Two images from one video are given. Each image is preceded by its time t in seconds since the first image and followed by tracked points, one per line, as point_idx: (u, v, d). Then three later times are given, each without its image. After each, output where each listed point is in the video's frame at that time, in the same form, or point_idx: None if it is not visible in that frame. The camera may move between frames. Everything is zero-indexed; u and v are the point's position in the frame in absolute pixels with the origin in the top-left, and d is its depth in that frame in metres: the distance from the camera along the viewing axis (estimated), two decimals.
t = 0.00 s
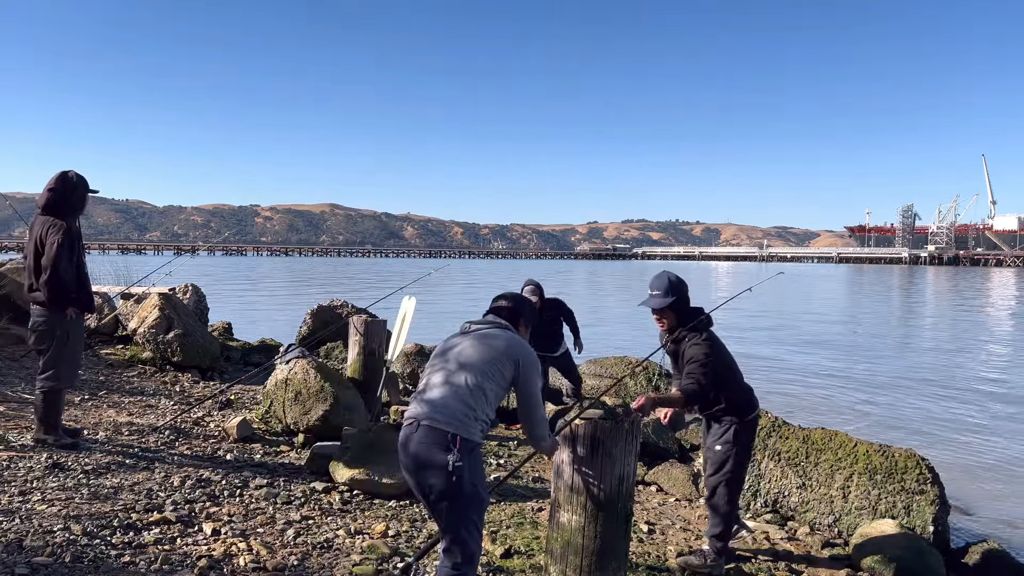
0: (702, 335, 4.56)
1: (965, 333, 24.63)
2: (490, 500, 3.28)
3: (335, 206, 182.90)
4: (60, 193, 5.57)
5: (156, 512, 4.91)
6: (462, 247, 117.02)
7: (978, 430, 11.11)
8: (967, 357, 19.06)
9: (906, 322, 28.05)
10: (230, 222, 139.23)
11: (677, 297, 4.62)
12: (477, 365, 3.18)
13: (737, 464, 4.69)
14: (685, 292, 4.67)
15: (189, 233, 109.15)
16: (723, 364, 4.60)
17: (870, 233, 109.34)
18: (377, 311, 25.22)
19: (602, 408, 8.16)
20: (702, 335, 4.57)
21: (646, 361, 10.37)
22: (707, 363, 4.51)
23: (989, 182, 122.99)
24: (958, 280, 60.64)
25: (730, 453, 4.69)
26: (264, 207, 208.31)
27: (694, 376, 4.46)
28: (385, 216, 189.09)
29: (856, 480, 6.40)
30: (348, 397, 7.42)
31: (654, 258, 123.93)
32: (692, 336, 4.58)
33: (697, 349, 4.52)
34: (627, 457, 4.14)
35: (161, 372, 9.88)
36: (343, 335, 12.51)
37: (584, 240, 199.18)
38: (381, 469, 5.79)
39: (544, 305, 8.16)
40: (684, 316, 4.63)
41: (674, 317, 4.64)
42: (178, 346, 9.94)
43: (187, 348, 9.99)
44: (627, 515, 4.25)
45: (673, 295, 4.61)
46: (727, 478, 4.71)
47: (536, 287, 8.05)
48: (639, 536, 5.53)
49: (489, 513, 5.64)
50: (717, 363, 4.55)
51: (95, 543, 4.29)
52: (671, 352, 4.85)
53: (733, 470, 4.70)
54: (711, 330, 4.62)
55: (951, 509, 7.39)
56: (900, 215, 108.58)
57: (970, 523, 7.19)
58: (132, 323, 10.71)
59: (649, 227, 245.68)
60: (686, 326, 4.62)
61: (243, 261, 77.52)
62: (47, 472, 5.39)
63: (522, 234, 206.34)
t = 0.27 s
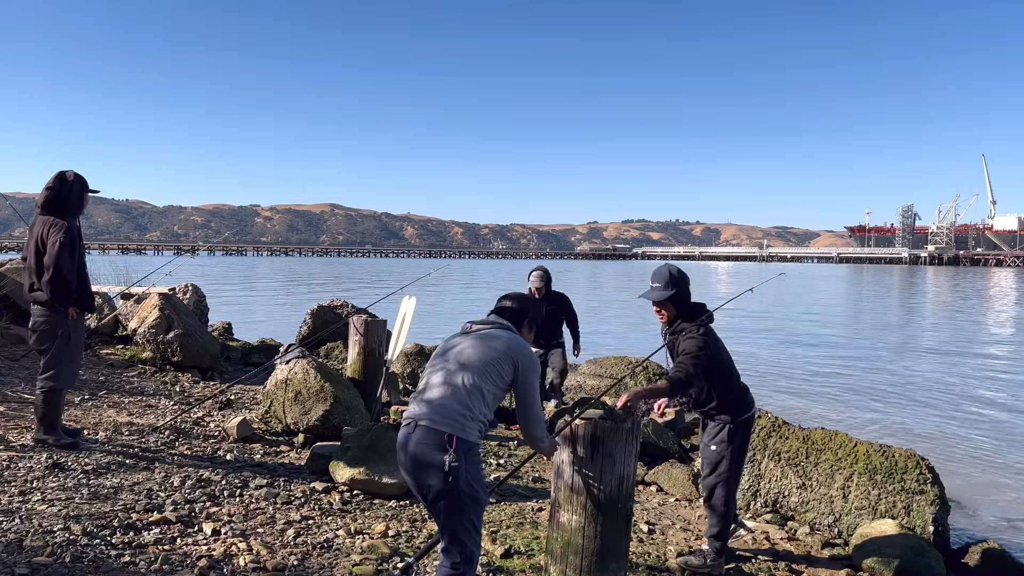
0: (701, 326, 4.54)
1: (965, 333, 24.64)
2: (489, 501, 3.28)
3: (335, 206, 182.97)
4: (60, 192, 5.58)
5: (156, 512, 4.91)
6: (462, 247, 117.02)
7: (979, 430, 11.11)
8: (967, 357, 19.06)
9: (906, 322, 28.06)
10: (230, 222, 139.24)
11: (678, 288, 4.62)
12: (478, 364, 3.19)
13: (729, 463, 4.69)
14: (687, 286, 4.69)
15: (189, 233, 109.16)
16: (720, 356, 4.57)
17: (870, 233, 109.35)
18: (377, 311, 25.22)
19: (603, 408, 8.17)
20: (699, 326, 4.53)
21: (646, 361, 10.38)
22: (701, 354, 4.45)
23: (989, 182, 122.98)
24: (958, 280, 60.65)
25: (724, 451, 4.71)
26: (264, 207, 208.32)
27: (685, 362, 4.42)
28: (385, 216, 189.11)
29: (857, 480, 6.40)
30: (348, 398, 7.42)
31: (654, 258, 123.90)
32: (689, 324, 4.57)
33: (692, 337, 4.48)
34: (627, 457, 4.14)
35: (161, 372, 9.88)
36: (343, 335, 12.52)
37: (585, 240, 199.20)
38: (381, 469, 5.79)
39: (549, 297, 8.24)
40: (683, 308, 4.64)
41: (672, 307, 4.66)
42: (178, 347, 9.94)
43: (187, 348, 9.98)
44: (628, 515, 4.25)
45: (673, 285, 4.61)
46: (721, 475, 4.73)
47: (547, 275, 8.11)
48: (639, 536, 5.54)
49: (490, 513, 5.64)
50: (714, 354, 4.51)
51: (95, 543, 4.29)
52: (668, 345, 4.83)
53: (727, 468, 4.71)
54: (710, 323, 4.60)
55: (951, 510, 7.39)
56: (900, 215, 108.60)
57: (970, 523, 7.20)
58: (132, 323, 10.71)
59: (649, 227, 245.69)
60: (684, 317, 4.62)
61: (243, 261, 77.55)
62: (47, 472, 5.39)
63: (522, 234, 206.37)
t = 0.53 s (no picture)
0: (696, 327, 4.52)
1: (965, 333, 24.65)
2: (488, 501, 3.28)
3: (335, 206, 182.94)
4: (60, 192, 5.57)
5: (156, 512, 4.91)
6: (462, 247, 117.02)
7: (979, 430, 11.12)
8: (966, 357, 19.07)
9: (906, 322, 28.07)
10: (230, 222, 139.22)
11: (675, 287, 4.60)
12: (476, 364, 3.18)
13: (727, 464, 4.69)
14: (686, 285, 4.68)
15: (189, 233, 109.15)
16: (712, 357, 4.54)
17: (870, 233, 109.33)
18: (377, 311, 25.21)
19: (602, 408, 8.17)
20: (693, 327, 4.51)
21: (646, 361, 10.37)
22: (691, 356, 4.44)
23: (988, 182, 123.01)
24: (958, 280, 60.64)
25: (721, 452, 4.71)
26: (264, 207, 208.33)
27: (675, 363, 4.42)
28: (385, 215, 189.10)
29: (857, 480, 6.40)
30: (348, 398, 7.41)
31: (654, 258, 123.92)
32: (683, 324, 4.56)
33: (685, 338, 4.48)
34: (627, 457, 4.14)
35: (161, 372, 9.88)
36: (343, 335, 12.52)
37: (585, 240, 199.19)
38: (381, 469, 5.79)
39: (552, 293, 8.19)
40: (680, 308, 4.63)
41: (669, 307, 4.65)
42: (178, 346, 9.94)
43: (187, 348, 9.98)
44: (628, 515, 4.25)
45: (669, 285, 4.61)
46: (718, 476, 4.73)
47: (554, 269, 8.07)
48: (639, 536, 5.53)
49: (489, 513, 5.64)
50: (705, 355, 4.49)
51: (95, 543, 4.29)
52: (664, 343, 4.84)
53: (725, 468, 4.71)
54: (707, 324, 4.57)
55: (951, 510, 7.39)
56: (900, 215, 108.60)
57: (970, 523, 7.20)
58: (132, 323, 10.71)
59: (649, 227, 245.68)
60: (680, 317, 4.62)
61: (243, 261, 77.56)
62: (47, 472, 5.39)
63: (522, 234, 206.36)
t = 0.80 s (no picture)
0: (693, 326, 4.53)
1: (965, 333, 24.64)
2: (485, 500, 3.27)
3: (335, 206, 182.91)
4: (59, 192, 5.58)
5: (156, 512, 4.91)
6: (462, 248, 116.98)
7: (979, 430, 11.11)
8: (966, 357, 19.07)
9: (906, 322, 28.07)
10: (230, 222, 139.18)
11: (672, 287, 4.62)
12: (469, 362, 3.17)
13: (725, 464, 4.69)
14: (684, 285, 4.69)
15: (189, 233, 109.10)
16: (709, 357, 4.54)
17: (870, 233, 109.32)
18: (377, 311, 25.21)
19: (602, 408, 8.18)
20: (690, 326, 4.52)
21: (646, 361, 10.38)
22: (689, 355, 4.44)
23: (989, 182, 122.90)
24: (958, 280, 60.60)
25: (719, 452, 4.71)
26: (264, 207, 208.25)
27: (673, 363, 4.40)
28: (385, 216, 189.05)
29: (857, 480, 6.40)
30: (348, 397, 7.42)
31: (654, 258, 123.90)
32: (681, 323, 4.57)
33: (681, 337, 4.48)
34: (627, 457, 4.14)
35: (161, 372, 9.89)
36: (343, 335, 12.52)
37: (585, 240, 199.20)
38: (381, 469, 5.79)
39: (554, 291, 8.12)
40: (678, 307, 4.64)
41: (666, 307, 4.67)
42: (178, 347, 9.94)
43: (187, 348, 9.98)
44: (627, 515, 4.25)
45: (666, 284, 4.64)
46: (717, 477, 4.73)
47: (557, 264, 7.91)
48: (639, 536, 5.53)
49: (489, 513, 5.64)
50: (701, 355, 4.49)
51: (95, 543, 4.29)
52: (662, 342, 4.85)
53: (723, 468, 4.71)
54: (705, 323, 4.58)
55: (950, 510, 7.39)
56: (900, 215, 108.58)
57: (970, 523, 7.20)
58: (132, 323, 10.71)
59: (649, 227, 245.70)
60: (676, 316, 4.63)
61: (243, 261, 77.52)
62: (47, 472, 5.39)
63: (522, 234, 206.36)
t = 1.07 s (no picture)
0: (694, 326, 4.52)
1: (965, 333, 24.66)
2: (485, 499, 3.27)
3: (335, 206, 182.91)
4: (57, 192, 5.59)
5: (156, 512, 4.91)
6: (462, 248, 116.95)
7: (979, 430, 11.12)
8: (966, 357, 19.08)
9: (906, 322, 28.09)
10: (230, 222, 139.10)
11: (675, 286, 4.62)
12: (456, 357, 3.14)
13: (727, 464, 4.68)
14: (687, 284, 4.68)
15: (189, 233, 109.06)
16: (709, 357, 4.53)
17: (870, 233, 109.31)
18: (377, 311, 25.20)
19: (602, 408, 8.18)
20: (692, 326, 4.51)
21: (646, 361, 10.38)
22: (690, 355, 4.43)
23: (989, 181, 122.89)
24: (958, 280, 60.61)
25: (721, 453, 4.71)
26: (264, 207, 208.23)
27: (674, 364, 4.40)
28: (385, 215, 189.01)
29: (857, 480, 6.40)
30: (348, 398, 7.42)
31: (654, 258, 123.86)
32: (682, 323, 4.56)
33: (683, 337, 4.48)
34: (627, 457, 4.14)
35: (161, 372, 9.89)
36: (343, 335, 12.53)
37: (585, 240, 199.21)
38: (381, 469, 5.79)
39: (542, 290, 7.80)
40: (679, 306, 4.63)
41: (668, 306, 4.67)
42: (178, 346, 9.94)
43: (187, 348, 9.98)
44: (627, 515, 4.25)
45: (669, 284, 4.63)
46: (719, 477, 4.73)
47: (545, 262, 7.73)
48: (639, 536, 5.53)
49: (490, 513, 5.64)
50: (703, 355, 4.49)
51: (95, 543, 4.29)
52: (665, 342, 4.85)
53: (726, 468, 4.70)
54: (707, 323, 4.57)
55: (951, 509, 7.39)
56: (900, 215, 108.57)
57: (970, 523, 7.20)
58: (132, 323, 10.71)
59: (649, 227, 245.64)
60: (678, 315, 4.63)
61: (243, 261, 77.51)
62: (47, 472, 5.39)
63: (522, 234, 206.34)
